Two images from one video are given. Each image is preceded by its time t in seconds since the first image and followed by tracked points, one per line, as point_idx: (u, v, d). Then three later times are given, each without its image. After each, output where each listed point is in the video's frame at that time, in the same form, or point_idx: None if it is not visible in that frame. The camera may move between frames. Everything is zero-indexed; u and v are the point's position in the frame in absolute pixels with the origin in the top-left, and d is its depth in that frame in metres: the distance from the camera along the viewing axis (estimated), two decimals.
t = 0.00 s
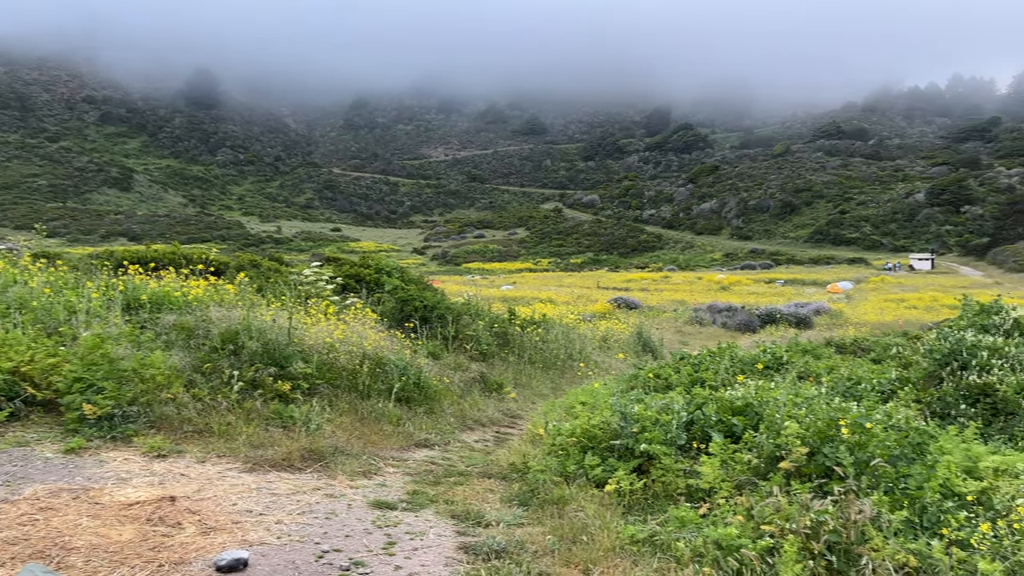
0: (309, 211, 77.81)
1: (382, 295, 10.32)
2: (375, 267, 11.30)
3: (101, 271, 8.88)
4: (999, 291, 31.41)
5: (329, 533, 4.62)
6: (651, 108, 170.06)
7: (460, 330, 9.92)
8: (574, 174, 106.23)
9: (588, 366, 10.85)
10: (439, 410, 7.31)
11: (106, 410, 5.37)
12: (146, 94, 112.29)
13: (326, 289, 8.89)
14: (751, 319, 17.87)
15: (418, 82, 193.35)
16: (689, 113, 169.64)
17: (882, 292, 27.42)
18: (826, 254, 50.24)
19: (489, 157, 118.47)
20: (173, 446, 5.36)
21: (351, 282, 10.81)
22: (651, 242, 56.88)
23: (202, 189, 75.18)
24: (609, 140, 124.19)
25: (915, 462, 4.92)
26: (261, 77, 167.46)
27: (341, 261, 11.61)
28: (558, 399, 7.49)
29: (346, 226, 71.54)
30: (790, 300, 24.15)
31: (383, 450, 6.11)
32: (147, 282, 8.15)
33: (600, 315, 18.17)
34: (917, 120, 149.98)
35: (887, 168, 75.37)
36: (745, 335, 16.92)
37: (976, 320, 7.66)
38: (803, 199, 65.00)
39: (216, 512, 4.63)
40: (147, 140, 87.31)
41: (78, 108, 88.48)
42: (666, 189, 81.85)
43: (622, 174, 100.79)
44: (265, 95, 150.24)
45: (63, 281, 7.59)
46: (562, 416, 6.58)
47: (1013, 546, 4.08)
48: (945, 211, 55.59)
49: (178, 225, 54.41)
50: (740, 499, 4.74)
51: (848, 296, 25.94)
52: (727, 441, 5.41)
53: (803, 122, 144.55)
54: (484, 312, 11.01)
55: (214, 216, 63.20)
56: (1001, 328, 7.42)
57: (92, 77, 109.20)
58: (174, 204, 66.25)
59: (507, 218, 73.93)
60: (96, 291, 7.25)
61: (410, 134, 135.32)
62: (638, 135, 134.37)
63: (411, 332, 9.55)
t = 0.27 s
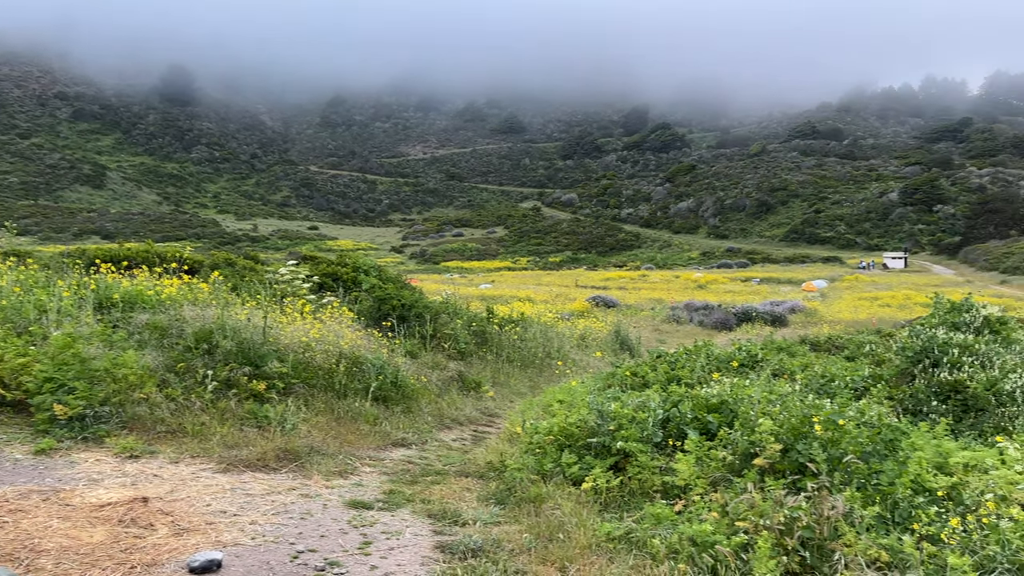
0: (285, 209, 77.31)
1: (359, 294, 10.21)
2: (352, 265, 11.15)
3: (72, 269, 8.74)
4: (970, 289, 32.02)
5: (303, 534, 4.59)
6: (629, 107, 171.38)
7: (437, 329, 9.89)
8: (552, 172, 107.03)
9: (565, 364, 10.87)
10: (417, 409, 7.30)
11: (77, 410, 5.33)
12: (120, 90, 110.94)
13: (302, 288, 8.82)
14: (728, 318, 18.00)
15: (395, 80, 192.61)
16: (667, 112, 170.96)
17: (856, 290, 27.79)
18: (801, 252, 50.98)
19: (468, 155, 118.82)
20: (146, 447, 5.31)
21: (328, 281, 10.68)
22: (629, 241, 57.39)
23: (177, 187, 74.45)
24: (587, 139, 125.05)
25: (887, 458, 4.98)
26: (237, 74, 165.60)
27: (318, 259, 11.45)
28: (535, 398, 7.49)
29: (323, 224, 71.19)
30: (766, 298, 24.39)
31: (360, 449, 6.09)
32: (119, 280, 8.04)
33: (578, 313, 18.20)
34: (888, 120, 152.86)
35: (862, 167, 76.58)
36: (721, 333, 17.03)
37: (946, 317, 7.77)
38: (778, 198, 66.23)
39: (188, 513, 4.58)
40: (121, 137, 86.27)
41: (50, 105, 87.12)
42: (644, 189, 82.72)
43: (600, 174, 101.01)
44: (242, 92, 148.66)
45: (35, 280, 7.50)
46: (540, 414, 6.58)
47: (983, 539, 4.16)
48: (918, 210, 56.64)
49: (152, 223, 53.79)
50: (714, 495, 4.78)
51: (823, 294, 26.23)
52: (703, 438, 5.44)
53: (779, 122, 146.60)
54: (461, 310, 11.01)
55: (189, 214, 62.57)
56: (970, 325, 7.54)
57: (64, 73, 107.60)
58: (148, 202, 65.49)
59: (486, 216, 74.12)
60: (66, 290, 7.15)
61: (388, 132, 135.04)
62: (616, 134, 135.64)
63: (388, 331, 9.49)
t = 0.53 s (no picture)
0: (262, 208, 76.87)
1: (336, 293, 10.12)
2: (329, 264, 11.04)
3: (42, 268, 8.60)
4: (941, 287, 32.67)
5: (278, 535, 4.54)
6: (607, 107, 172.89)
7: (415, 328, 9.84)
8: (531, 172, 107.87)
9: (543, 363, 10.89)
10: (393, 408, 7.27)
11: (47, 411, 5.26)
12: (92, 87, 109.54)
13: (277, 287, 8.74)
14: (703, 316, 18.12)
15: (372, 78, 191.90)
16: (644, 113, 172.53)
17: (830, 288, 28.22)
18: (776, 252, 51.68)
19: (446, 154, 119.07)
20: (118, 448, 5.24)
21: (304, 280, 10.58)
22: (606, 241, 57.84)
23: (151, 185, 73.70)
24: (565, 138, 126.10)
25: (860, 454, 5.04)
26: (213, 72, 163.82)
27: (294, 258, 11.31)
28: (513, 397, 7.50)
29: (299, 222, 70.87)
30: (742, 297, 24.64)
31: (336, 449, 6.05)
32: (90, 279, 7.93)
33: (556, 312, 18.25)
34: (859, 121, 155.98)
35: (836, 167, 78.04)
36: (698, 331, 17.14)
37: (918, 315, 7.87)
38: (754, 198, 67.69)
39: (161, 514, 4.52)
40: (93, 134, 85.22)
41: (20, 101, 85.84)
42: (622, 188, 83.58)
43: (578, 172, 102.87)
44: (218, 90, 147.14)
45: (3, 279, 7.36)
46: (517, 413, 6.60)
47: (952, 534, 4.23)
48: (890, 210, 57.82)
49: (125, 221, 53.21)
50: (689, 492, 4.81)
51: (797, 293, 26.56)
52: (678, 436, 5.47)
53: (754, 124, 148.54)
54: (439, 309, 10.97)
55: (164, 212, 61.97)
56: (942, 323, 7.66)
57: (35, 69, 105.96)
58: (121, 200, 64.72)
59: (464, 215, 74.31)
60: (36, 289, 7.04)
61: (365, 130, 134.88)
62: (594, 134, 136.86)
63: (365, 330, 9.44)
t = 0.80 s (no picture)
0: (235, 206, 76.23)
1: (310, 292, 10.02)
2: (304, 262, 10.95)
3: (7, 267, 8.45)
4: (912, 285, 33.31)
5: (249, 536, 4.51)
6: (583, 108, 174.40)
7: (390, 327, 9.80)
8: (507, 171, 108.60)
9: (519, 362, 10.91)
10: (367, 408, 7.24)
11: (15, 412, 5.17)
12: (61, 83, 107.98)
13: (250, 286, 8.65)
14: (679, 315, 18.24)
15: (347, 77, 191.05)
16: (620, 114, 173.82)
17: (802, 287, 28.59)
18: (749, 251, 52.38)
19: (422, 152, 119.02)
20: (86, 449, 5.17)
21: (278, 278, 10.48)
22: (582, 240, 58.21)
23: (122, 182, 72.80)
24: (541, 137, 126.94)
25: (828, 451, 5.12)
26: (185, 70, 161.79)
27: (267, 256, 11.20)
28: (488, 396, 7.50)
29: (273, 221, 70.41)
30: (717, 295, 24.90)
31: (308, 449, 6.02)
32: (58, 278, 7.81)
33: (532, 311, 18.31)
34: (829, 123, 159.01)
35: (809, 167, 79.41)
36: (673, 329, 17.25)
37: (887, 313, 8.00)
38: (728, 198, 68.63)
39: (130, 517, 4.46)
40: (63, 131, 84.04)
41: None
42: (598, 188, 84.38)
43: (554, 171, 104.08)
44: (192, 89, 145.40)
45: None
46: (492, 412, 6.60)
47: (918, 528, 4.32)
48: (861, 210, 58.86)
49: (95, 219, 52.51)
50: (662, 490, 4.84)
51: (770, 292, 26.86)
52: (651, 434, 5.51)
53: (728, 124, 150.82)
54: (415, 308, 10.93)
55: (135, 210, 61.20)
56: (911, 321, 7.81)
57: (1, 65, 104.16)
58: (92, 197, 63.81)
59: (441, 214, 74.41)
60: (2, 288, 6.90)
61: (340, 128, 134.49)
62: (571, 134, 138.03)
63: (340, 329, 9.39)
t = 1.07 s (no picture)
0: (210, 204, 75.60)
1: (286, 291, 9.92)
2: (280, 261, 10.86)
3: None
4: (885, 285, 33.84)
5: (223, 537, 4.47)
6: (562, 108, 175.68)
7: (368, 327, 9.75)
8: (486, 170, 109.24)
9: (496, 361, 10.90)
10: (343, 407, 7.20)
11: None
12: (31, 80, 106.50)
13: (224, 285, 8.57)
14: (656, 314, 18.34)
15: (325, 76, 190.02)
16: (599, 115, 174.70)
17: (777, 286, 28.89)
18: (726, 250, 52.95)
19: (399, 151, 118.77)
20: (56, 451, 5.10)
21: (253, 278, 10.36)
22: (560, 239, 58.41)
23: (95, 180, 71.93)
24: (519, 137, 127.62)
25: (802, 448, 5.17)
26: (161, 68, 159.95)
27: (242, 255, 11.09)
28: (465, 396, 7.50)
29: (249, 219, 69.93)
30: (694, 295, 25.11)
31: (283, 450, 5.98)
32: (27, 278, 7.68)
33: (509, 310, 18.33)
34: (804, 124, 161.29)
35: (784, 168, 80.59)
36: (650, 328, 17.34)
37: (860, 312, 8.11)
38: (704, 197, 69.53)
39: (101, 518, 4.40)
40: (33, 128, 82.91)
41: None
42: (577, 187, 85.27)
43: (533, 171, 104.97)
44: (167, 87, 143.61)
45: None
46: (469, 411, 6.61)
47: (888, 524, 4.39)
48: (836, 209, 59.73)
49: (67, 217, 51.88)
50: (637, 488, 4.87)
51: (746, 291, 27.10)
52: (627, 433, 5.54)
53: (705, 125, 152.83)
54: (392, 307, 10.90)
55: (109, 208, 60.54)
56: (883, 319, 7.92)
57: None
58: (64, 195, 62.95)
59: (419, 213, 74.40)
60: None
61: (317, 126, 133.90)
62: (550, 134, 138.92)
63: (316, 328, 9.33)
